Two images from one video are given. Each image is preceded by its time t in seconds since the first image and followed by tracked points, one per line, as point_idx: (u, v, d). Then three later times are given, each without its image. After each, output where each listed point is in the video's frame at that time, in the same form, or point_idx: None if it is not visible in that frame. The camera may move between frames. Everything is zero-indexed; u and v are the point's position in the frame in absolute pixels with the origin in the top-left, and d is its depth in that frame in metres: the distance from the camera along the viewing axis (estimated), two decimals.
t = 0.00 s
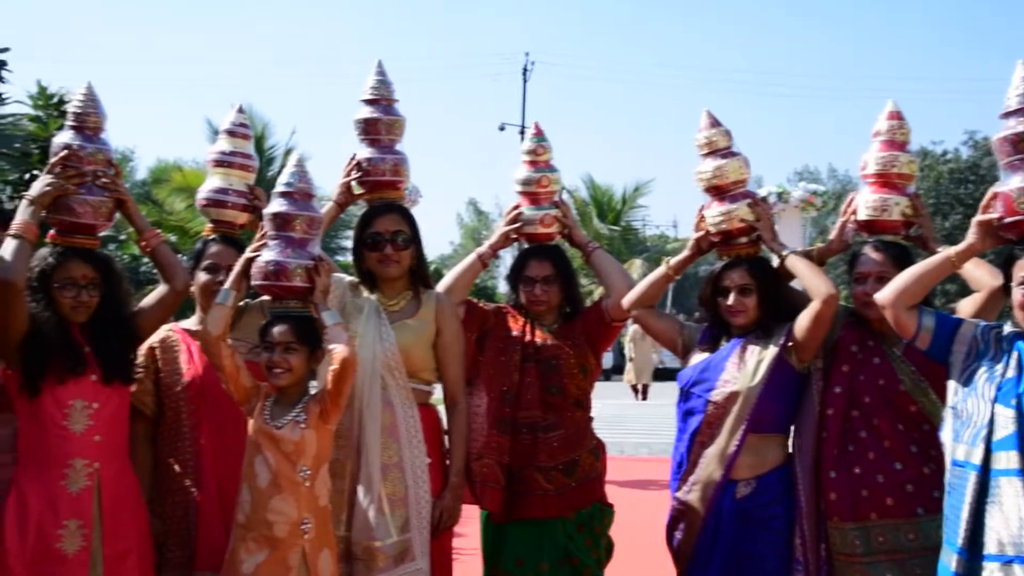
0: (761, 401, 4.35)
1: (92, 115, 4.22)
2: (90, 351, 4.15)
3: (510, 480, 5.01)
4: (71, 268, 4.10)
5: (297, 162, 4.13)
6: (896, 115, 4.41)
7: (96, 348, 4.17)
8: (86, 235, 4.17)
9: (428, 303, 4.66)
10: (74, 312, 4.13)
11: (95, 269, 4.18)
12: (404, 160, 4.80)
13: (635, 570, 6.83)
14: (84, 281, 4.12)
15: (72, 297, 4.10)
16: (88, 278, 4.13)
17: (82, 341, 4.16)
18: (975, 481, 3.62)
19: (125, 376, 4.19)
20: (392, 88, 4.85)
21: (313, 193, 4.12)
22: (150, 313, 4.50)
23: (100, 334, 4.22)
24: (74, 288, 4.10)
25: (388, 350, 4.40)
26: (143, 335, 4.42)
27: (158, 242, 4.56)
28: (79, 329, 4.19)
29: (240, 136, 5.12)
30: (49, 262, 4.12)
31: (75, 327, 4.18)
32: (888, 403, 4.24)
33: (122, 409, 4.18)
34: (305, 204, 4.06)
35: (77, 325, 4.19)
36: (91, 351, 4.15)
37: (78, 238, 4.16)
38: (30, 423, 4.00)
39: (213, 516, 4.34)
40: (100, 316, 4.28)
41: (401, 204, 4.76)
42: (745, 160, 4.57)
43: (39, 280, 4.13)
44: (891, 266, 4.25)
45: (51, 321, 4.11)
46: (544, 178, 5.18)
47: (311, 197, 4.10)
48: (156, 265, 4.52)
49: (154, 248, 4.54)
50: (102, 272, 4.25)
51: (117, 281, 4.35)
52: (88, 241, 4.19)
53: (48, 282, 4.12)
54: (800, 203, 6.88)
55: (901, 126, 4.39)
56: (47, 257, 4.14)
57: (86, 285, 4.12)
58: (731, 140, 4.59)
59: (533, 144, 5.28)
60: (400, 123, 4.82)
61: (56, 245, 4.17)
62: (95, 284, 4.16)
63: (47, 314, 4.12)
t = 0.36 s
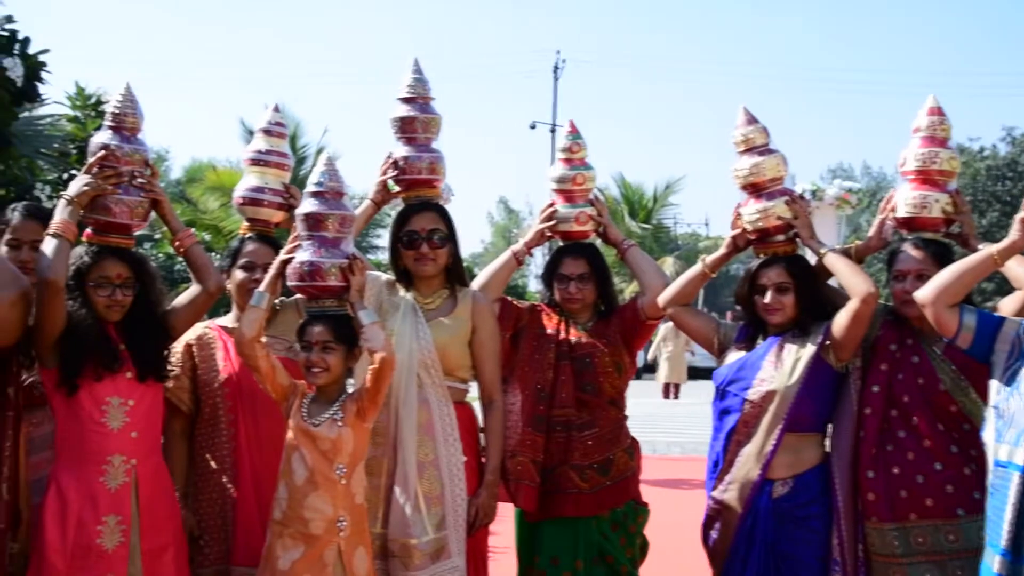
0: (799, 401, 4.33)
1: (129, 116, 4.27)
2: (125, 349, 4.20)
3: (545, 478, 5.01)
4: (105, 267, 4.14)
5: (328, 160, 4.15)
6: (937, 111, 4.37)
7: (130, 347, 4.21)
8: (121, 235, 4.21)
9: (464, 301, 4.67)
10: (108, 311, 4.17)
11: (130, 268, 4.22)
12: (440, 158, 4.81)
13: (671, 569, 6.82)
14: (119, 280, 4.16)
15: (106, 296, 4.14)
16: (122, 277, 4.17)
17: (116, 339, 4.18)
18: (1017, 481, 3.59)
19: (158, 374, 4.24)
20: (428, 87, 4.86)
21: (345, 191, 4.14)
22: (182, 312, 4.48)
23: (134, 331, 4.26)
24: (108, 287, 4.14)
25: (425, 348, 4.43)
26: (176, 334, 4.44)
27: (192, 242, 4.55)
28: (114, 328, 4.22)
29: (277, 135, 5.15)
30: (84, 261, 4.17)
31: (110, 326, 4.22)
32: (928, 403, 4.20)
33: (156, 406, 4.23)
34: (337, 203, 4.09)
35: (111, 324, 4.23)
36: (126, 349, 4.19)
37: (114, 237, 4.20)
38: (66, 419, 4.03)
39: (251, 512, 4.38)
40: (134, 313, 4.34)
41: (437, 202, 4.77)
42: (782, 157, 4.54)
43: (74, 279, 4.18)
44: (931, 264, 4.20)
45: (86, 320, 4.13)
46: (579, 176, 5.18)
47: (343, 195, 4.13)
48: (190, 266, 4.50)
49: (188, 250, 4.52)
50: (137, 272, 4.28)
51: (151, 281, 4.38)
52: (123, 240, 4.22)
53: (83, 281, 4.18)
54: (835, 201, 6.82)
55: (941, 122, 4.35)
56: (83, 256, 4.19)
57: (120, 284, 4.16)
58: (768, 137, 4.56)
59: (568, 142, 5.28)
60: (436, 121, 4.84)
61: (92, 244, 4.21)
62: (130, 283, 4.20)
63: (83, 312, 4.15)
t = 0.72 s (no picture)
0: (834, 400, 4.30)
1: (160, 116, 4.27)
2: (155, 349, 4.22)
3: (577, 477, 5.01)
4: (135, 267, 4.16)
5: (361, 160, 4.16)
6: (975, 108, 4.32)
7: (160, 347, 4.24)
8: (151, 235, 4.22)
9: (497, 301, 4.67)
10: (138, 311, 4.19)
11: (160, 268, 4.23)
12: (473, 157, 4.82)
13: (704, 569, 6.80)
14: (148, 280, 4.18)
15: (136, 296, 4.16)
16: (152, 277, 4.19)
17: (146, 339, 4.20)
18: None
19: (188, 373, 4.26)
20: (460, 86, 4.87)
21: (378, 190, 4.15)
22: (211, 312, 4.49)
23: (164, 332, 4.31)
24: (138, 287, 4.16)
25: (458, 348, 4.45)
26: (205, 335, 4.46)
27: (220, 243, 4.54)
28: (144, 327, 4.24)
29: (309, 135, 5.18)
30: (115, 261, 4.19)
31: (140, 325, 4.25)
32: (965, 402, 4.15)
33: (186, 404, 4.25)
34: (370, 202, 4.10)
35: (141, 324, 4.26)
36: (156, 348, 4.21)
37: (145, 238, 4.21)
38: (98, 418, 4.07)
39: (286, 510, 4.40)
40: (165, 313, 4.37)
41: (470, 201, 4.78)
42: (817, 156, 4.50)
43: (105, 279, 4.22)
44: (969, 263, 4.17)
45: (117, 320, 4.17)
46: (611, 175, 5.18)
47: (376, 195, 4.13)
48: (217, 266, 4.50)
49: (214, 251, 4.51)
50: (167, 272, 4.30)
51: (182, 281, 4.39)
52: (154, 241, 4.24)
53: (114, 280, 4.20)
54: (866, 200, 6.78)
55: (980, 119, 4.30)
56: (114, 256, 4.21)
57: (149, 284, 4.18)
58: (803, 135, 4.54)
59: (600, 140, 5.27)
60: (469, 120, 4.85)
61: (123, 244, 4.23)
62: (159, 283, 4.21)
63: (113, 313, 4.19)
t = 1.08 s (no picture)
0: (867, 395, 4.27)
1: (188, 111, 4.28)
2: (185, 344, 4.24)
3: (607, 472, 5.00)
4: (165, 262, 4.17)
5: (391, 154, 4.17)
6: (1011, 99, 4.27)
7: (190, 341, 4.26)
8: (182, 230, 4.25)
9: (527, 295, 4.67)
10: (168, 305, 4.20)
11: (190, 263, 4.24)
12: (503, 152, 4.82)
13: (735, 565, 6.78)
14: (178, 274, 4.19)
15: (165, 290, 4.18)
16: (181, 272, 4.19)
17: (176, 334, 4.23)
18: None
19: (217, 368, 4.27)
20: (491, 80, 4.87)
21: (408, 185, 4.15)
22: (241, 309, 4.53)
23: (193, 327, 4.31)
24: (167, 281, 4.17)
25: (487, 342, 4.45)
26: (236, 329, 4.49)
27: (250, 238, 4.57)
28: (174, 322, 4.28)
29: (336, 130, 5.21)
30: (146, 256, 4.20)
31: (171, 320, 4.28)
32: (1001, 397, 4.13)
33: (215, 399, 4.27)
34: (400, 197, 4.10)
35: (172, 319, 4.29)
36: (185, 343, 4.24)
37: (176, 233, 4.24)
38: (129, 414, 4.10)
39: (320, 505, 4.43)
40: (194, 308, 4.38)
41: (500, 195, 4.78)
42: (849, 149, 4.47)
43: (136, 273, 4.21)
44: (1005, 256, 4.12)
45: (146, 315, 4.17)
46: (640, 169, 5.15)
47: (406, 189, 4.14)
48: (247, 262, 4.53)
49: (244, 245, 4.53)
50: (197, 267, 4.31)
51: (213, 276, 4.40)
52: (185, 235, 4.27)
53: (144, 275, 4.20)
54: (897, 194, 6.73)
55: (1016, 110, 4.25)
56: (145, 250, 4.21)
57: (178, 279, 4.19)
58: (835, 128, 4.50)
59: (629, 134, 5.25)
60: (499, 115, 4.85)
61: (155, 239, 4.25)
62: (188, 277, 4.22)
63: (143, 307, 4.19)
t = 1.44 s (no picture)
0: (894, 395, 4.24)
1: (223, 110, 4.31)
2: (220, 342, 4.27)
3: (632, 471, 4.99)
4: (199, 260, 4.21)
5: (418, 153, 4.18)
6: None
7: (224, 339, 4.29)
8: (217, 229, 4.27)
9: (552, 294, 4.67)
10: (202, 304, 4.24)
11: (223, 261, 4.28)
12: (530, 150, 4.82)
13: (759, 565, 6.74)
14: (211, 272, 4.23)
15: (199, 288, 4.22)
16: (214, 270, 4.24)
17: (211, 332, 4.26)
18: None
19: (252, 367, 4.29)
20: (519, 79, 4.89)
21: (436, 183, 4.17)
22: (274, 308, 4.50)
23: (226, 324, 4.34)
24: (201, 280, 4.21)
25: (512, 341, 4.45)
26: (269, 328, 4.49)
27: (283, 235, 4.60)
28: (209, 321, 4.32)
29: (361, 129, 5.23)
30: (180, 255, 4.25)
31: (205, 318, 4.31)
32: None
33: (249, 398, 4.28)
34: (427, 196, 4.12)
35: (207, 317, 4.32)
36: (220, 341, 4.27)
37: (211, 232, 4.27)
38: (166, 412, 4.14)
39: (352, 502, 4.46)
40: (228, 306, 4.40)
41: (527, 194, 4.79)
42: (877, 147, 4.44)
43: (171, 272, 4.27)
44: None
45: (182, 313, 4.23)
46: (666, 167, 5.13)
47: (433, 188, 4.16)
48: (280, 260, 4.54)
49: (277, 244, 4.56)
50: (231, 265, 4.35)
51: (246, 274, 4.43)
52: (219, 234, 4.29)
53: (179, 274, 4.25)
54: (924, 191, 6.68)
55: None
56: (180, 250, 4.26)
57: (212, 277, 4.23)
58: (862, 126, 4.47)
59: (655, 133, 5.23)
60: (526, 113, 4.86)
61: (189, 237, 4.28)
62: (222, 276, 4.25)
63: (178, 305, 4.25)
